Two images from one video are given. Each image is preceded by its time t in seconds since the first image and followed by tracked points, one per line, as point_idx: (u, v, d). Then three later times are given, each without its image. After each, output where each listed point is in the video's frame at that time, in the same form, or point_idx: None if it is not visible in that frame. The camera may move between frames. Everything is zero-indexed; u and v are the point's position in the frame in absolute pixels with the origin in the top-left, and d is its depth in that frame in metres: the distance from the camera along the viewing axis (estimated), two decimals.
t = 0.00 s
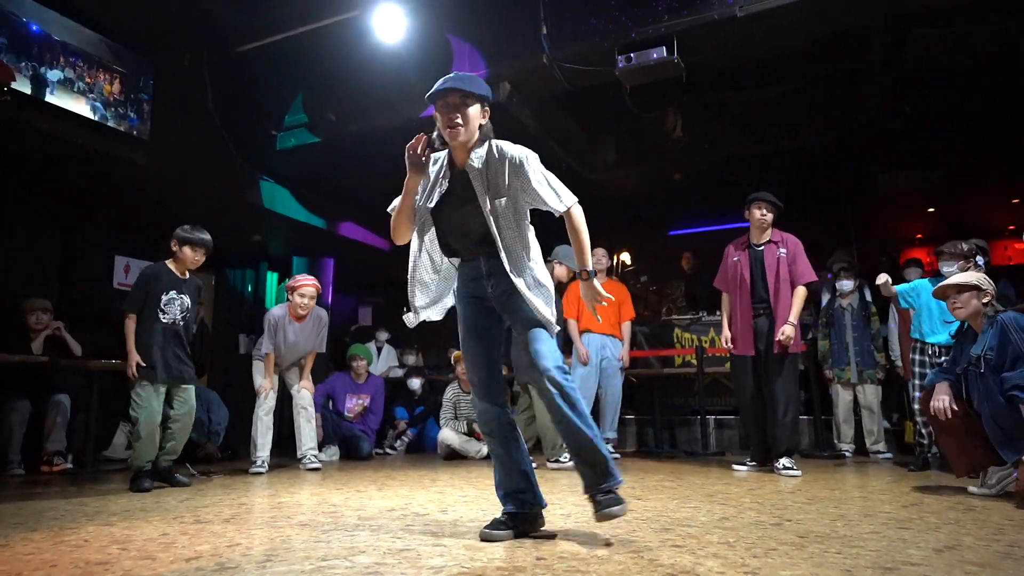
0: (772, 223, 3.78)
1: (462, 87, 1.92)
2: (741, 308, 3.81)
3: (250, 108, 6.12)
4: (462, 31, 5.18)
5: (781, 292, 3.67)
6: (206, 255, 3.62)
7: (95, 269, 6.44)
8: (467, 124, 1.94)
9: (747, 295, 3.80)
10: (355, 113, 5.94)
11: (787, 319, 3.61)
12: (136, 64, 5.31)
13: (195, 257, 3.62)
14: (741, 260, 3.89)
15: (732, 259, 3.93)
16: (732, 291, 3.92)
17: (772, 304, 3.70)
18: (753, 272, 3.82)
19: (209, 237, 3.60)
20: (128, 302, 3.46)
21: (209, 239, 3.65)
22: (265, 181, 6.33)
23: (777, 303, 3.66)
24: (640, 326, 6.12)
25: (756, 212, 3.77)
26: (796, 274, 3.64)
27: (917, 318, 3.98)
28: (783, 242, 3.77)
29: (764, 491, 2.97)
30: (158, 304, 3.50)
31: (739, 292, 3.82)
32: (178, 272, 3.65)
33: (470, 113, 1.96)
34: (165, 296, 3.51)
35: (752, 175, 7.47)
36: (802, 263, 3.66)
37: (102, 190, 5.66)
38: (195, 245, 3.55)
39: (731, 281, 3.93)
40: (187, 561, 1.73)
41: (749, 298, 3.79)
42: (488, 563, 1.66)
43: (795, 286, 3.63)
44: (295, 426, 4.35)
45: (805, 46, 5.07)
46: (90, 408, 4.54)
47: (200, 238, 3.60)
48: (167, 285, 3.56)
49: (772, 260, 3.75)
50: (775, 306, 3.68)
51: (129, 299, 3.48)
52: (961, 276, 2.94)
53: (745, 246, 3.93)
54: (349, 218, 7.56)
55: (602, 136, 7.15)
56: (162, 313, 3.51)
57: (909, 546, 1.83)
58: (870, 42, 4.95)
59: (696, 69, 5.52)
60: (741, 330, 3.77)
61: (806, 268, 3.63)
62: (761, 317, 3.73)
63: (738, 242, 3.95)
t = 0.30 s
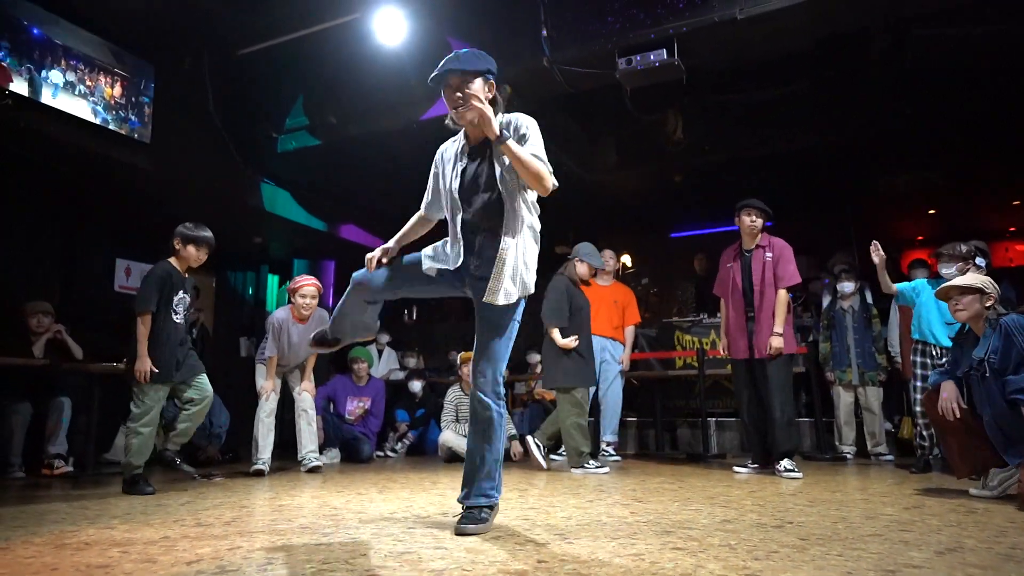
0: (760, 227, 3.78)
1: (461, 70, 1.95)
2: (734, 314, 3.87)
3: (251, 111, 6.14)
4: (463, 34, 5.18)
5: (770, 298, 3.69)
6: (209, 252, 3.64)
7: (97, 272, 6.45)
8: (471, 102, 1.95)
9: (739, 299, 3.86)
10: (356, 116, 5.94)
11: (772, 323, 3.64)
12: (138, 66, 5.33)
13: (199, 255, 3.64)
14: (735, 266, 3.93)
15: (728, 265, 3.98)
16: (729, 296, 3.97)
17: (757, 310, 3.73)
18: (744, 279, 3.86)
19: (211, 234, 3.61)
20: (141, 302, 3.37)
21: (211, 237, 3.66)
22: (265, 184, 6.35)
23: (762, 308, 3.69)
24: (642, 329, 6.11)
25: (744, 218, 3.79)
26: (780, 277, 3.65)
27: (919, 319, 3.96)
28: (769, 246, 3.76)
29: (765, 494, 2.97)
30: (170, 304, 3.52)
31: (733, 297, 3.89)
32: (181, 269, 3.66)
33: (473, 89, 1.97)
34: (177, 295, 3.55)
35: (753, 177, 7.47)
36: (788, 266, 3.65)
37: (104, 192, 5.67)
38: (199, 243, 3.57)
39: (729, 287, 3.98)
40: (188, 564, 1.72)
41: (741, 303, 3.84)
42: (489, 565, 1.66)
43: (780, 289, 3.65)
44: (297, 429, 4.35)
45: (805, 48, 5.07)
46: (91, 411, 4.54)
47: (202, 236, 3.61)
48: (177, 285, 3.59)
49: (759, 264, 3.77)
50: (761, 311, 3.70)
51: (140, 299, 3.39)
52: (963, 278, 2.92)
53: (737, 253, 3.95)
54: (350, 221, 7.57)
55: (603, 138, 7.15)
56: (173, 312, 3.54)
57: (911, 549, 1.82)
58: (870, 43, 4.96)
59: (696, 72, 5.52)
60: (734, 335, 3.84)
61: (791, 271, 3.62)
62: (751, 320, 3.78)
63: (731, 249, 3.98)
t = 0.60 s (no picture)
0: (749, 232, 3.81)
1: (445, 58, 1.91)
2: (729, 320, 3.88)
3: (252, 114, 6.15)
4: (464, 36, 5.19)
5: (766, 302, 3.70)
6: (213, 258, 3.64)
7: (98, 274, 6.46)
8: (457, 94, 1.96)
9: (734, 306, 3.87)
10: (357, 118, 5.95)
11: (768, 326, 3.65)
12: (140, 69, 5.35)
13: (203, 260, 3.64)
14: (729, 273, 3.94)
15: (723, 272, 3.99)
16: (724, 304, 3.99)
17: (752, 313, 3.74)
18: (737, 285, 3.88)
19: (214, 239, 3.61)
20: (145, 308, 3.45)
21: (214, 241, 3.65)
22: (265, 186, 6.38)
23: (757, 312, 3.70)
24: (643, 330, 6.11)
25: (732, 225, 3.83)
26: (776, 282, 3.67)
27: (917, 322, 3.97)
28: (761, 250, 3.78)
29: (767, 496, 2.97)
30: (172, 309, 3.52)
31: (728, 303, 3.90)
32: (185, 275, 3.67)
33: (459, 81, 1.96)
34: (178, 302, 3.54)
35: (754, 179, 7.47)
36: (781, 269, 3.68)
37: (104, 195, 5.68)
38: (203, 249, 3.57)
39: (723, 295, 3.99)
40: (189, 566, 1.72)
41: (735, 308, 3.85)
42: (490, 568, 1.65)
43: (776, 293, 3.67)
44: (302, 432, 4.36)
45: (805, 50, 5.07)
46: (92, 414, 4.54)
47: (206, 241, 3.61)
48: (179, 291, 3.59)
49: (752, 269, 3.79)
50: (756, 315, 3.71)
51: (145, 308, 3.46)
52: (967, 280, 2.92)
53: (730, 259, 3.97)
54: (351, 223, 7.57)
55: (604, 140, 7.16)
56: (176, 318, 3.53)
57: (912, 551, 1.82)
58: (869, 43, 4.96)
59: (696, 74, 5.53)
60: (730, 342, 3.86)
61: (786, 274, 3.65)
62: (745, 325, 3.78)
63: (724, 256, 4.01)
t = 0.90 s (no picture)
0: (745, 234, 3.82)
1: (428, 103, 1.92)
2: (730, 322, 3.86)
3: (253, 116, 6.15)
4: (464, 38, 5.18)
5: (768, 304, 3.68)
6: (211, 267, 3.66)
7: (98, 276, 6.47)
8: (433, 138, 1.94)
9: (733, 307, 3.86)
10: (358, 120, 5.96)
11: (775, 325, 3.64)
12: (140, 71, 5.35)
13: (200, 270, 3.66)
14: (728, 274, 3.93)
15: (722, 273, 3.98)
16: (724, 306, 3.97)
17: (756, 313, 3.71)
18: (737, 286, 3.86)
19: (213, 249, 3.63)
20: (151, 314, 3.48)
21: (213, 251, 3.68)
22: (266, 188, 6.38)
23: (762, 311, 3.68)
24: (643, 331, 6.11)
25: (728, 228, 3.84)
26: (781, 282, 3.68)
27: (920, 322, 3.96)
28: (763, 251, 3.79)
29: (768, 497, 2.96)
30: (178, 312, 3.52)
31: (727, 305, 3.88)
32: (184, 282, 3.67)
33: (439, 125, 1.93)
34: (182, 304, 3.55)
35: (754, 180, 7.47)
36: (785, 269, 3.69)
37: (105, 196, 5.68)
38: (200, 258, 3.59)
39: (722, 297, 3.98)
40: (189, 569, 1.72)
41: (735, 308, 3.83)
42: (491, 570, 1.66)
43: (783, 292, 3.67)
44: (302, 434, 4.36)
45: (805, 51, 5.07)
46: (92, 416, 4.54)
47: (203, 249, 3.63)
48: (180, 294, 3.59)
49: (754, 270, 3.78)
50: (760, 315, 3.69)
51: (150, 313, 3.49)
52: (968, 281, 2.92)
53: (729, 261, 3.96)
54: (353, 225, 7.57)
55: (604, 142, 7.16)
56: (183, 319, 3.53)
57: (914, 553, 1.82)
58: (869, 44, 4.96)
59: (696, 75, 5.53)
60: (728, 343, 3.86)
61: (789, 274, 3.66)
62: (746, 325, 3.76)
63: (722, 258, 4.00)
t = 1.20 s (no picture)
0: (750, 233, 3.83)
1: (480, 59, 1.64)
2: (736, 321, 3.82)
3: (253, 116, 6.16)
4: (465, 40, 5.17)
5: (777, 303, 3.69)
6: (218, 262, 3.66)
7: (99, 277, 6.47)
8: (497, 106, 1.66)
9: (740, 305, 3.83)
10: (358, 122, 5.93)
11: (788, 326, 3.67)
12: (141, 72, 5.38)
13: (207, 265, 3.66)
14: (731, 273, 3.92)
15: (724, 273, 3.96)
16: (726, 305, 3.94)
17: (769, 311, 3.69)
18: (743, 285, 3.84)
19: (221, 245, 3.63)
20: (161, 306, 3.48)
21: (219, 247, 3.68)
22: (267, 189, 6.46)
23: (775, 310, 3.67)
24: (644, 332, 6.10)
25: (733, 227, 3.82)
26: (792, 283, 3.72)
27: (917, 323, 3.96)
28: (771, 250, 3.80)
29: (768, 499, 2.96)
30: (186, 308, 3.55)
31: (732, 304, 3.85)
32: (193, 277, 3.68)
33: (497, 89, 1.67)
34: (191, 300, 3.59)
35: (754, 181, 7.47)
36: (795, 271, 3.75)
37: (105, 197, 5.68)
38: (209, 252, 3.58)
39: (723, 296, 3.96)
40: (190, 569, 1.72)
41: (742, 307, 3.81)
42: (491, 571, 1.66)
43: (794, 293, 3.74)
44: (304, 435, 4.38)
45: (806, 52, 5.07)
46: (93, 417, 4.53)
47: (212, 245, 3.62)
48: (189, 292, 3.62)
49: (765, 269, 3.77)
50: (772, 313, 3.68)
51: (159, 305, 3.49)
52: (969, 282, 2.92)
53: (731, 260, 3.95)
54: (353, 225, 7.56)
55: (605, 143, 7.15)
56: (189, 315, 3.56)
57: (915, 554, 1.82)
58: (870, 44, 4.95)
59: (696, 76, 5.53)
60: (733, 342, 3.80)
61: (799, 276, 3.72)
62: (756, 323, 3.71)
63: (723, 257, 3.98)
